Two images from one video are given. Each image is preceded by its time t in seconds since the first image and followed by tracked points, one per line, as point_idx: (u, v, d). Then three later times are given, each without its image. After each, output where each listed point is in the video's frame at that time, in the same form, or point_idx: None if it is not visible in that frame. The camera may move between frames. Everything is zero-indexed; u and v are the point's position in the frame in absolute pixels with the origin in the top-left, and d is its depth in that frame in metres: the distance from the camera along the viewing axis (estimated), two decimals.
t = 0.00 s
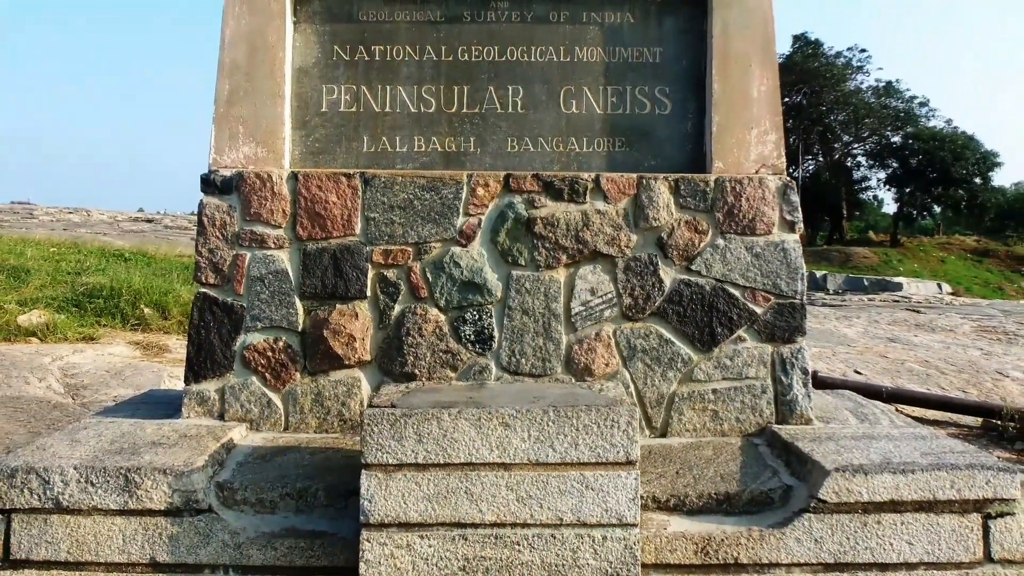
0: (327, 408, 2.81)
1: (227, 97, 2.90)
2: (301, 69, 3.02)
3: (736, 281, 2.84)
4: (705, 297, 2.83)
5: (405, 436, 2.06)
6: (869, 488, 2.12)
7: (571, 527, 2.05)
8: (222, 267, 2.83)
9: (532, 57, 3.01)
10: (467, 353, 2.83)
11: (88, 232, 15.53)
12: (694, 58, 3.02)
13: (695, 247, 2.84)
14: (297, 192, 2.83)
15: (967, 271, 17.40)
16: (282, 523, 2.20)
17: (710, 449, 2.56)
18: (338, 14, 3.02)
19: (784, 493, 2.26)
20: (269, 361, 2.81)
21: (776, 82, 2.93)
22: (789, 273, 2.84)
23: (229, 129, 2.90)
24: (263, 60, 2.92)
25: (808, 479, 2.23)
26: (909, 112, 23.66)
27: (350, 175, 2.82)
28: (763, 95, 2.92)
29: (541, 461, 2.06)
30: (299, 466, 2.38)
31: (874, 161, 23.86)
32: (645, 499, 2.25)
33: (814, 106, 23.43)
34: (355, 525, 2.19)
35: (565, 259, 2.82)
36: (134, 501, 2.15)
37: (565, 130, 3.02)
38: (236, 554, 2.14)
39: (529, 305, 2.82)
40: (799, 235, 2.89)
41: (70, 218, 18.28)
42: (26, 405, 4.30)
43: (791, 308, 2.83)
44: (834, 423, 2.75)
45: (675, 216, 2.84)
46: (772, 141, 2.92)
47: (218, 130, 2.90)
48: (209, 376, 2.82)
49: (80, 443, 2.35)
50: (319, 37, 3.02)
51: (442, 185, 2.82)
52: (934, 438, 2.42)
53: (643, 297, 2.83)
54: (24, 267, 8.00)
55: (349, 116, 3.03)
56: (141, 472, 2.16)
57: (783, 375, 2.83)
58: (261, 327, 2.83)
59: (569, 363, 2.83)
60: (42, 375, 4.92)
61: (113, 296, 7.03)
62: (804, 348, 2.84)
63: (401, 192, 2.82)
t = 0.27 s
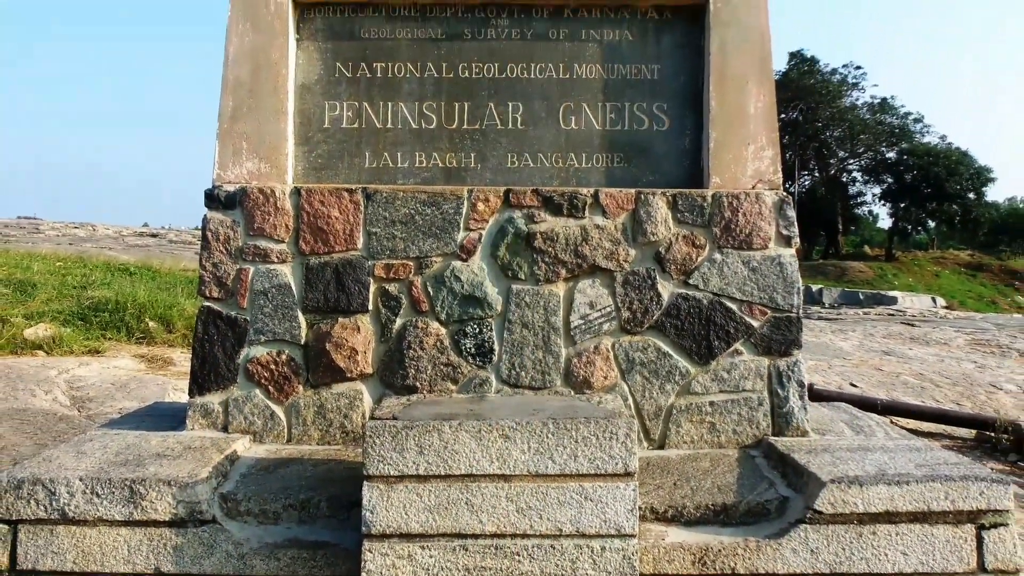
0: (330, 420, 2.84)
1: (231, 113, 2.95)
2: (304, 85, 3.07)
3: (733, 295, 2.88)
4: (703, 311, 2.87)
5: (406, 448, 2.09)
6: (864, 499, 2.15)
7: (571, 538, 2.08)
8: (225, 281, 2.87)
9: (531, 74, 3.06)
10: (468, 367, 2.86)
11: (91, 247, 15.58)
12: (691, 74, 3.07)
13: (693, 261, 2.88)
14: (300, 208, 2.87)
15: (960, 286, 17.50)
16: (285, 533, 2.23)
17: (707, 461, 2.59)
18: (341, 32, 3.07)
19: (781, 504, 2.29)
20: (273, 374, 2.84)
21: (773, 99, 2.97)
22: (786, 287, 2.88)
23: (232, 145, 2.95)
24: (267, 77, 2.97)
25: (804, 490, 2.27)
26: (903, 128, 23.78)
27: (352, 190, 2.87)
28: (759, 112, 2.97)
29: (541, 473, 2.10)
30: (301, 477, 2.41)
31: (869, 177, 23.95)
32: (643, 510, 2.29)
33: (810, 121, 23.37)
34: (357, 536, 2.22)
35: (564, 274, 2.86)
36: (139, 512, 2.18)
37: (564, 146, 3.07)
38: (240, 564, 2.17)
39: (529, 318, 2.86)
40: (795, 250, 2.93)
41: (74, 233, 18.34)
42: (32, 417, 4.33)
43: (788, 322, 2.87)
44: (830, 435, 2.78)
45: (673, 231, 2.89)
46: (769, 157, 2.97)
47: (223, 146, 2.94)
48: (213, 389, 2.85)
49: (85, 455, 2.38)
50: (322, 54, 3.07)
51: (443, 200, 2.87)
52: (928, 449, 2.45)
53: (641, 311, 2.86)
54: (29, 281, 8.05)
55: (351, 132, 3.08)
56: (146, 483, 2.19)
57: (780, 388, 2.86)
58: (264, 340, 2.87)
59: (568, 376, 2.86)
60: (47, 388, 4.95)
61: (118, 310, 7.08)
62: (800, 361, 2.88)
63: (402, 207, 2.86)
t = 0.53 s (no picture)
0: (332, 432, 2.88)
1: (234, 129, 3.00)
2: (306, 101, 3.11)
3: (730, 308, 2.92)
4: (700, 324, 2.91)
5: (408, 459, 2.12)
6: (859, 511, 2.18)
7: (570, 549, 2.12)
8: (229, 294, 2.91)
9: (531, 90, 3.11)
10: (469, 379, 2.90)
11: (95, 260, 15.64)
12: (689, 90, 3.12)
13: (691, 275, 2.92)
14: (303, 222, 2.92)
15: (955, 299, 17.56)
16: (288, 544, 2.27)
17: (705, 472, 2.63)
18: (343, 48, 3.11)
19: (777, 515, 2.33)
20: (276, 386, 2.88)
21: (769, 114, 3.02)
22: (782, 300, 2.92)
23: (236, 161, 3.00)
24: (270, 94, 3.02)
25: (800, 501, 2.30)
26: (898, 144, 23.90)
27: (355, 205, 2.91)
28: (756, 128, 3.02)
29: (541, 484, 2.13)
30: (304, 488, 2.44)
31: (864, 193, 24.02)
32: (642, 521, 2.32)
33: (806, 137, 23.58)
34: (359, 546, 2.25)
35: (563, 287, 2.90)
36: (143, 523, 2.21)
37: (563, 161, 3.11)
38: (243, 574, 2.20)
39: (529, 331, 2.89)
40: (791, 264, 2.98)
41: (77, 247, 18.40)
42: (39, 429, 4.36)
43: (784, 335, 2.91)
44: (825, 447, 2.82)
45: (670, 245, 2.93)
46: (766, 172, 3.02)
47: (226, 161, 2.99)
48: (217, 401, 2.89)
49: (90, 467, 2.42)
50: (324, 70, 3.11)
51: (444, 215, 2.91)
52: (922, 461, 2.49)
53: (639, 324, 2.90)
54: (35, 294, 8.11)
55: (353, 147, 3.12)
56: (150, 494, 2.22)
57: (776, 400, 2.90)
58: (267, 353, 2.90)
59: (567, 389, 2.90)
60: (53, 400, 4.98)
61: (123, 323, 7.13)
62: (796, 374, 2.92)
63: (404, 222, 2.90)
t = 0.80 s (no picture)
0: (334, 444, 2.91)
1: (237, 144, 3.05)
2: (309, 117, 3.15)
3: (727, 321, 2.96)
4: (698, 336, 2.95)
5: (409, 470, 2.15)
6: (855, 521, 2.22)
7: (569, 559, 2.15)
8: (233, 307, 2.95)
9: (531, 106, 3.15)
10: (469, 391, 2.93)
11: (98, 274, 15.69)
12: (686, 106, 3.17)
13: (688, 289, 2.96)
14: (306, 237, 2.96)
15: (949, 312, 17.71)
16: (291, 554, 2.30)
17: (702, 483, 2.66)
18: (345, 65, 3.15)
19: (774, 526, 2.36)
20: (279, 399, 2.92)
21: (765, 130, 3.07)
22: (779, 313, 2.96)
23: (239, 176, 3.04)
24: (272, 109, 3.06)
25: (797, 512, 2.33)
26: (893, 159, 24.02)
27: (357, 220, 2.95)
28: (753, 144, 3.06)
29: (541, 495, 2.16)
30: (307, 499, 2.48)
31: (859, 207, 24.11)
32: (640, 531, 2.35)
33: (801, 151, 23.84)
34: (361, 556, 2.28)
35: (563, 301, 2.94)
36: (148, 533, 2.24)
37: (563, 176, 3.16)
38: None
39: (528, 344, 2.93)
40: (788, 277, 3.02)
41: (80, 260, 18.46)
42: (45, 440, 4.39)
43: (781, 348, 2.95)
44: (821, 458, 2.85)
45: (668, 259, 2.97)
46: (762, 187, 3.06)
47: (230, 176, 3.03)
48: (220, 413, 2.93)
49: (96, 478, 2.45)
50: (326, 87, 3.15)
51: (445, 230, 2.95)
52: (917, 472, 2.53)
53: (638, 337, 2.94)
54: (40, 307, 8.15)
55: (355, 163, 3.16)
56: (155, 504, 2.25)
57: (773, 412, 2.94)
58: (270, 366, 2.94)
59: (566, 401, 2.94)
60: (59, 411, 5.00)
61: (128, 336, 7.18)
62: (793, 386, 2.96)
63: (405, 236, 2.95)
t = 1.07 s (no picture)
0: (336, 455, 2.95)
1: (241, 159, 3.09)
2: (311, 133, 3.20)
3: (724, 334, 3.00)
4: (696, 349, 2.99)
5: (411, 481, 2.19)
6: (850, 532, 2.25)
7: (569, 569, 2.18)
8: (236, 320, 2.99)
9: (530, 122, 3.20)
10: (469, 403, 2.97)
11: (101, 287, 15.75)
12: (684, 122, 3.22)
13: (686, 302, 3.00)
14: (308, 250, 3.00)
15: (942, 325, 17.68)
16: (293, 564, 2.33)
17: (700, 494, 2.69)
18: (347, 81, 3.20)
19: (771, 536, 2.39)
20: (282, 410, 2.96)
21: (762, 145, 3.12)
22: (776, 326, 3.00)
23: (243, 191, 3.09)
24: (276, 125, 3.11)
25: (793, 523, 2.36)
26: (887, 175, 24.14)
27: (359, 234, 3.00)
28: (749, 159, 3.11)
29: (540, 505, 2.19)
30: (310, 510, 2.51)
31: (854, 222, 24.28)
32: (638, 542, 2.38)
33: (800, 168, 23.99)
34: (363, 565, 2.32)
35: (562, 314, 2.98)
36: (152, 544, 2.27)
37: (562, 191, 3.20)
38: None
39: (528, 356, 2.97)
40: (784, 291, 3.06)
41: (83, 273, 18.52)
42: (50, 451, 4.42)
43: (777, 360, 2.99)
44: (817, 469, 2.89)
45: (666, 272, 3.01)
46: (759, 201, 3.11)
47: (234, 191, 3.08)
48: (224, 424, 2.96)
49: (101, 489, 2.48)
50: (329, 103, 3.20)
51: (446, 244, 2.99)
52: (912, 483, 2.56)
53: (636, 349, 2.98)
54: (46, 320, 8.20)
55: (357, 177, 3.21)
56: (159, 515, 2.28)
57: (770, 424, 2.97)
58: (273, 378, 2.98)
59: (565, 413, 2.97)
60: (65, 424, 5.03)
61: (133, 348, 7.23)
62: (789, 398, 3.00)
63: (407, 250, 2.99)
